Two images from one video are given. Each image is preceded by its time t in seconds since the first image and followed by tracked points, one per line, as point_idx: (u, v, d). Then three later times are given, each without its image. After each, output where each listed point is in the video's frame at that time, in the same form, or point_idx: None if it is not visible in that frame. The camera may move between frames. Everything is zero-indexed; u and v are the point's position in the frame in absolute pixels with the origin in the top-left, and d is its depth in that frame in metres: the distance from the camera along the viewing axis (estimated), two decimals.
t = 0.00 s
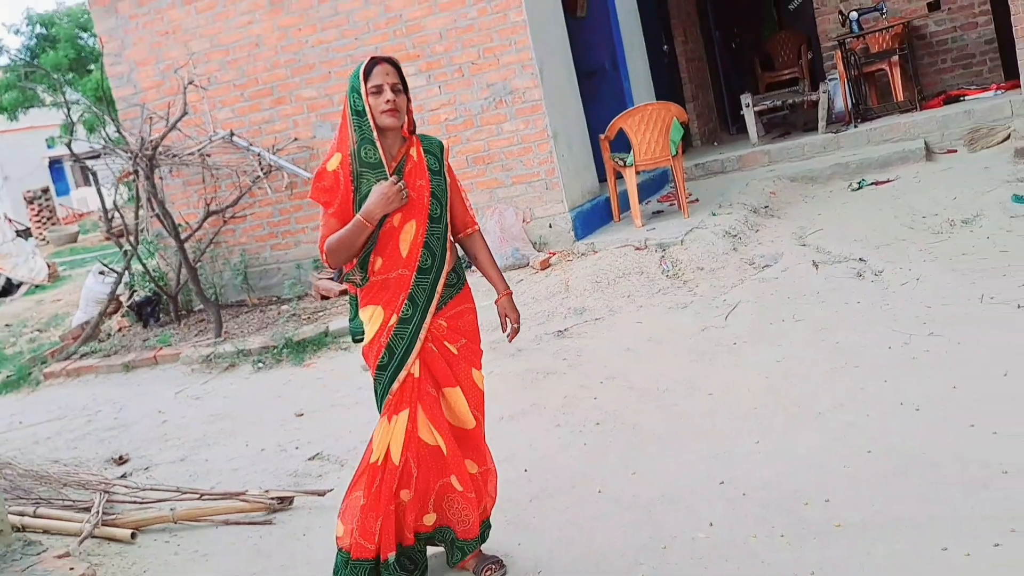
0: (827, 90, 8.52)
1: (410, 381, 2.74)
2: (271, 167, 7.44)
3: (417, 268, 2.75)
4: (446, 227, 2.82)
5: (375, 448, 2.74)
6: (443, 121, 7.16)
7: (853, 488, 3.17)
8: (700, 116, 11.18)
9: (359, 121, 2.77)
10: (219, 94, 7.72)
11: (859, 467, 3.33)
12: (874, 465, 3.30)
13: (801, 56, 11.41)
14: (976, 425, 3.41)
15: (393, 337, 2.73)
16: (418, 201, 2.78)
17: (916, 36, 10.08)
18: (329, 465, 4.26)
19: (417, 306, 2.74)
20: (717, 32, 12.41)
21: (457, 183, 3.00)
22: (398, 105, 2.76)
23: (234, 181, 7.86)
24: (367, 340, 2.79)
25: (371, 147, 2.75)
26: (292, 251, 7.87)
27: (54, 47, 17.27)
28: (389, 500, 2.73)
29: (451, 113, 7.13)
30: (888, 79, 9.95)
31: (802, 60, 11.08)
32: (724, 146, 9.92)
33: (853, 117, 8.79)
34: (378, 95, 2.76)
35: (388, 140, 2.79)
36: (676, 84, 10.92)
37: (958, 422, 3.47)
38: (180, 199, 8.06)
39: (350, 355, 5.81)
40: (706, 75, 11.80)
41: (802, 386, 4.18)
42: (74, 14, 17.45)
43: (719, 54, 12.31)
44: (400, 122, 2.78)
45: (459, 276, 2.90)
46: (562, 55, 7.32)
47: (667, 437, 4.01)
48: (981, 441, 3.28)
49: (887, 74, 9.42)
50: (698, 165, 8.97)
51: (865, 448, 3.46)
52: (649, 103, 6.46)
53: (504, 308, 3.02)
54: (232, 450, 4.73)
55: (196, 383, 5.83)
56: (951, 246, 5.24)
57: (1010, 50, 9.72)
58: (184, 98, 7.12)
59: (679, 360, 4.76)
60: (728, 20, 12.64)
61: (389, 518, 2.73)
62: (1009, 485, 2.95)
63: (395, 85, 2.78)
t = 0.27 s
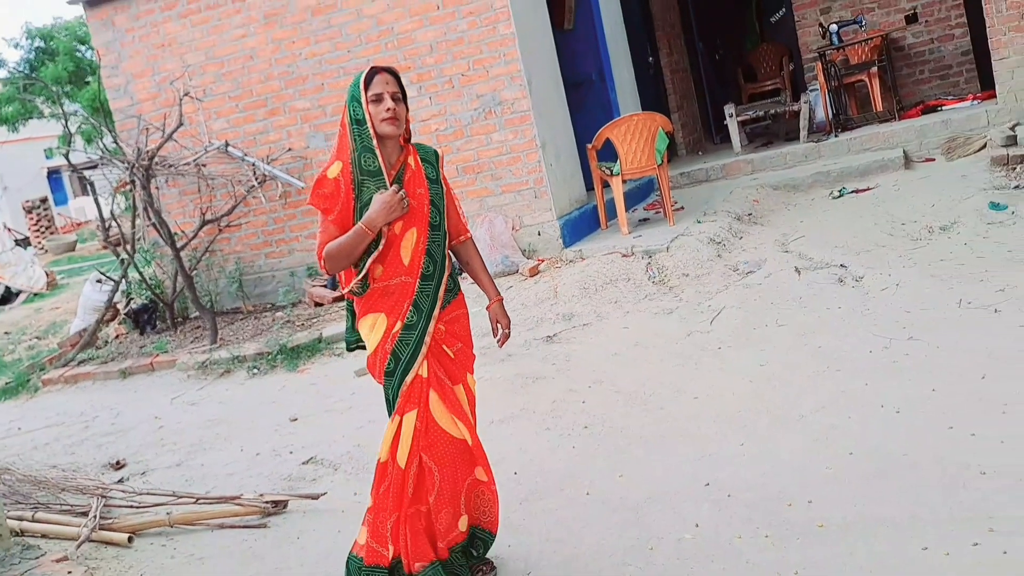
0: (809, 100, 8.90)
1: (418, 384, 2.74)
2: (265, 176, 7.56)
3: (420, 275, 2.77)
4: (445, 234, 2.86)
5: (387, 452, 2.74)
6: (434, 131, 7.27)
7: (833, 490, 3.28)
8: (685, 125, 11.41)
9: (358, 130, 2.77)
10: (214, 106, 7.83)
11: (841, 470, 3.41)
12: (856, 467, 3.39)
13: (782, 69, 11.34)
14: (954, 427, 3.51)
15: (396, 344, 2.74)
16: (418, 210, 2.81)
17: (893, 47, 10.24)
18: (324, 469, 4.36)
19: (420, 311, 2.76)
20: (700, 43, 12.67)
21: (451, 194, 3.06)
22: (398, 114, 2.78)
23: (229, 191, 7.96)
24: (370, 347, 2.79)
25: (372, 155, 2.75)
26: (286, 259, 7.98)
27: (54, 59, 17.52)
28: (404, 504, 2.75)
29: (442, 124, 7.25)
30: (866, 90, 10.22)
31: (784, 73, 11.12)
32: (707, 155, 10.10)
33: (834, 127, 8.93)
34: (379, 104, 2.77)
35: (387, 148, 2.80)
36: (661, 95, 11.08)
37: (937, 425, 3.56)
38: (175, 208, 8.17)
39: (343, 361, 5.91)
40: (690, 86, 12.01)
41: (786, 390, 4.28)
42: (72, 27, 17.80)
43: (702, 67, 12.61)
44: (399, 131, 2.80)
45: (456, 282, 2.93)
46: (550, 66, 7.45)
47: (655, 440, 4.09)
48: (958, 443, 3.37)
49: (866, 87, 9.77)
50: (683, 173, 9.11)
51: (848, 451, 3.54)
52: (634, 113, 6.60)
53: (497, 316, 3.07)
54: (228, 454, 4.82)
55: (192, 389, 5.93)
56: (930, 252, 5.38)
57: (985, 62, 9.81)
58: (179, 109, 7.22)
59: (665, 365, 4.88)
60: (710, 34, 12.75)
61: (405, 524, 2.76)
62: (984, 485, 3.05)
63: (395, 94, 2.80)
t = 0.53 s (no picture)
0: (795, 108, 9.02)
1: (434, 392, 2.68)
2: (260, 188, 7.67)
3: (429, 284, 2.73)
4: (449, 243, 2.82)
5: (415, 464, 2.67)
6: (426, 142, 7.36)
7: (822, 490, 3.30)
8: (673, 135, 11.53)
9: (363, 141, 2.72)
10: (210, 118, 7.92)
11: (829, 471, 3.44)
12: (845, 468, 3.42)
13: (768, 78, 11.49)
14: (941, 428, 3.53)
15: (410, 355, 2.69)
16: (424, 220, 2.77)
17: (877, 56, 10.35)
18: (319, 475, 4.43)
19: (430, 321, 2.71)
20: (687, 53, 12.64)
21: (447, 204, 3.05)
22: (402, 125, 2.72)
23: (225, 202, 8.06)
24: (381, 359, 2.71)
25: (378, 167, 2.71)
26: (281, 268, 8.09)
27: (53, 74, 17.71)
28: (439, 515, 2.70)
29: (434, 134, 7.34)
30: (851, 99, 10.36)
31: (770, 81, 11.28)
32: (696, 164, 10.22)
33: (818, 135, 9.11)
34: (382, 115, 2.70)
35: (391, 159, 2.74)
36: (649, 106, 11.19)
37: (923, 426, 3.59)
38: (173, 219, 8.28)
39: (338, 368, 6.00)
40: (677, 96, 12.07)
41: (774, 393, 4.33)
42: (70, 43, 18.00)
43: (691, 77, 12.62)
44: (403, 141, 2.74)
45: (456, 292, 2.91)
46: (539, 77, 7.54)
47: (645, 444, 4.15)
48: (944, 444, 3.40)
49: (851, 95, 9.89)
50: (671, 182, 9.21)
51: (835, 454, 3.55)
52: (623, 123, 6.70)
53: (487, 326, 3.10)
54: (225, 461, 4.90)
55: (190, 398, 6.01)
56: (914, 257, 5.48)
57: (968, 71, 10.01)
58: (175, 122, 7.32)
59: (655, 370, 4.95)
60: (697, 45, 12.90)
61: (445, 534, 2.72)
62: (967, 484, 3.08)
63: (398, 105, 2.74)
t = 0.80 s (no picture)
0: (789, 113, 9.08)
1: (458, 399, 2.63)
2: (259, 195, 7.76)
3: (446, 291, 2.67)
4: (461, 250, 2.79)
5: (445, 471, 2.60)
6: (424, 148, 7.42)
7: (815, 491, 3.34)
8: (668, 140, 11.61)
9: (373, 150, 2.62)
10: (210, 127, 7.99)
11: (821, 472, 3.49)
12: (838, 469, 3.47)
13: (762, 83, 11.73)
14: (932, 429, 3.58)
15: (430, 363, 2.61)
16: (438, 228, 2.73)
17: (869, 61, 10.43)
18: (319, 478, 4.50)
19: (448, 327, 2.66)
20: (681, 61, 12.58)
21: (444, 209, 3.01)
22: (412, 134, 2.66)
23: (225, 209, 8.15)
24: (399, 368, 2.62)
25: (392, 177, 2.63)
26: (281, 274, 8.18)
27: (55, 84, 17.84)
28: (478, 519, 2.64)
29: (431, 141, 7.40)
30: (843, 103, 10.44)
31: (763, 87, 11.42)
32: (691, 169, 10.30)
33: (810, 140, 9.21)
34: (391, 123, 2.62)
35: (401, 168, 2.67)
36: (643, 112, 11.29)
37: (914, 427, 3.65)
38: (173, 226, 8.36)
39: (338, 372, 6.06)
40: (671, 102, 12.11)
41: (768, 395, 4.38)
42: (71, 52, 18.08)
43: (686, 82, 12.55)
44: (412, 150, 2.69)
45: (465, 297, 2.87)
46: (535, 83, 7.61)
47: (641, 446, 4.20)
48: (934, 444, 3.45)
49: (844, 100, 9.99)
50: (666, 187, 9.29)
51: (828, 455, 3.61)
52: (618, 129, 6.78)
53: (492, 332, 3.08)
54: (226, 464, 4.96)
55: (191, 402, 6.07)
56: (907, 260, 5.54)
57: (958, 76, 10.18)
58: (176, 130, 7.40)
59: (650, 372, 5.01)
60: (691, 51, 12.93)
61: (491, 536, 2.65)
62: (958, 484, 3.13)
63: (406, 113, 2.67)
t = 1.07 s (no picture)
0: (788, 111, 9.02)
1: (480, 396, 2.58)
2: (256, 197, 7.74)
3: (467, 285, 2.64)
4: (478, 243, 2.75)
5: (469, 471, 2.54)
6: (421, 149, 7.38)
7: (815, 492, 3.31)
8: (667, 138, 11.56)
9: (382, 146, 2.54)
10: (206, 128, 7.96)
11: (821, 473, 3.45)
12: (838, 470, 3.43)
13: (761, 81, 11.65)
14: (932, 429, 3.54)
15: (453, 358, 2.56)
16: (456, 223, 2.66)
17: (870, 58, 10.37)
18: (316, 482, 4.47)
19: (469, 322, 2.61)
20: (680, 59, 12.55)
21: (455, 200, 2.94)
22: (421, 126, 2.57)
23: (222, 211, 8.12)
24: (421, 364, 2.55)
25: (405, 173, 2.54)
26: (278, 276, 8.16)
27: (51, 88, 17.79)
28: (497, 520, 2.56)
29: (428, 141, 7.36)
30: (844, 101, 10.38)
31: (763, 85, 11.36)
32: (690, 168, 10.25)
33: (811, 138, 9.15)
34: (399, 117, 2.54)
35: (413, 162, 2.58)
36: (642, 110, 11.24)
37: (915, 427, 3.61)
38: (170, 229, 8.35)
39: (335, 375, 6.03)
40: (671, 100, 12.07)
41: (767, 396, 4.34)
42: (67, 55, 18.04)
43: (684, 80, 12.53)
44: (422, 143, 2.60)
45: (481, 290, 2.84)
46: (532, 81, 7.56)
47: (639, 448, 4.16)
48: (935, 445, 3.42)
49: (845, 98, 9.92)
50: (665, 186, 9.24)
51: (828, 455, 3.57)
52: (617, 128, 6.73)
53: (510, 327, 3.03)
54: (223, 468, 4.93)
55: (188, 406, 6.04)
56: (908, 258, 5.50)
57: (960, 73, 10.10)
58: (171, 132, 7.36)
59: (649, 374, 4.98)
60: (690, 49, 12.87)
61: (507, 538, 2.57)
62: (958, 484, 3.10)
63: (414, 106, 2.58)
